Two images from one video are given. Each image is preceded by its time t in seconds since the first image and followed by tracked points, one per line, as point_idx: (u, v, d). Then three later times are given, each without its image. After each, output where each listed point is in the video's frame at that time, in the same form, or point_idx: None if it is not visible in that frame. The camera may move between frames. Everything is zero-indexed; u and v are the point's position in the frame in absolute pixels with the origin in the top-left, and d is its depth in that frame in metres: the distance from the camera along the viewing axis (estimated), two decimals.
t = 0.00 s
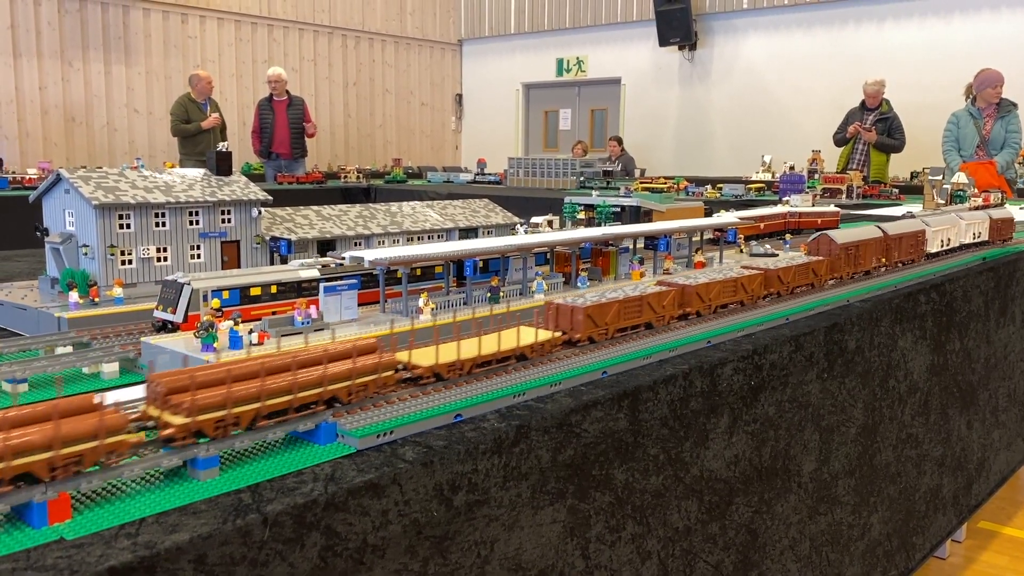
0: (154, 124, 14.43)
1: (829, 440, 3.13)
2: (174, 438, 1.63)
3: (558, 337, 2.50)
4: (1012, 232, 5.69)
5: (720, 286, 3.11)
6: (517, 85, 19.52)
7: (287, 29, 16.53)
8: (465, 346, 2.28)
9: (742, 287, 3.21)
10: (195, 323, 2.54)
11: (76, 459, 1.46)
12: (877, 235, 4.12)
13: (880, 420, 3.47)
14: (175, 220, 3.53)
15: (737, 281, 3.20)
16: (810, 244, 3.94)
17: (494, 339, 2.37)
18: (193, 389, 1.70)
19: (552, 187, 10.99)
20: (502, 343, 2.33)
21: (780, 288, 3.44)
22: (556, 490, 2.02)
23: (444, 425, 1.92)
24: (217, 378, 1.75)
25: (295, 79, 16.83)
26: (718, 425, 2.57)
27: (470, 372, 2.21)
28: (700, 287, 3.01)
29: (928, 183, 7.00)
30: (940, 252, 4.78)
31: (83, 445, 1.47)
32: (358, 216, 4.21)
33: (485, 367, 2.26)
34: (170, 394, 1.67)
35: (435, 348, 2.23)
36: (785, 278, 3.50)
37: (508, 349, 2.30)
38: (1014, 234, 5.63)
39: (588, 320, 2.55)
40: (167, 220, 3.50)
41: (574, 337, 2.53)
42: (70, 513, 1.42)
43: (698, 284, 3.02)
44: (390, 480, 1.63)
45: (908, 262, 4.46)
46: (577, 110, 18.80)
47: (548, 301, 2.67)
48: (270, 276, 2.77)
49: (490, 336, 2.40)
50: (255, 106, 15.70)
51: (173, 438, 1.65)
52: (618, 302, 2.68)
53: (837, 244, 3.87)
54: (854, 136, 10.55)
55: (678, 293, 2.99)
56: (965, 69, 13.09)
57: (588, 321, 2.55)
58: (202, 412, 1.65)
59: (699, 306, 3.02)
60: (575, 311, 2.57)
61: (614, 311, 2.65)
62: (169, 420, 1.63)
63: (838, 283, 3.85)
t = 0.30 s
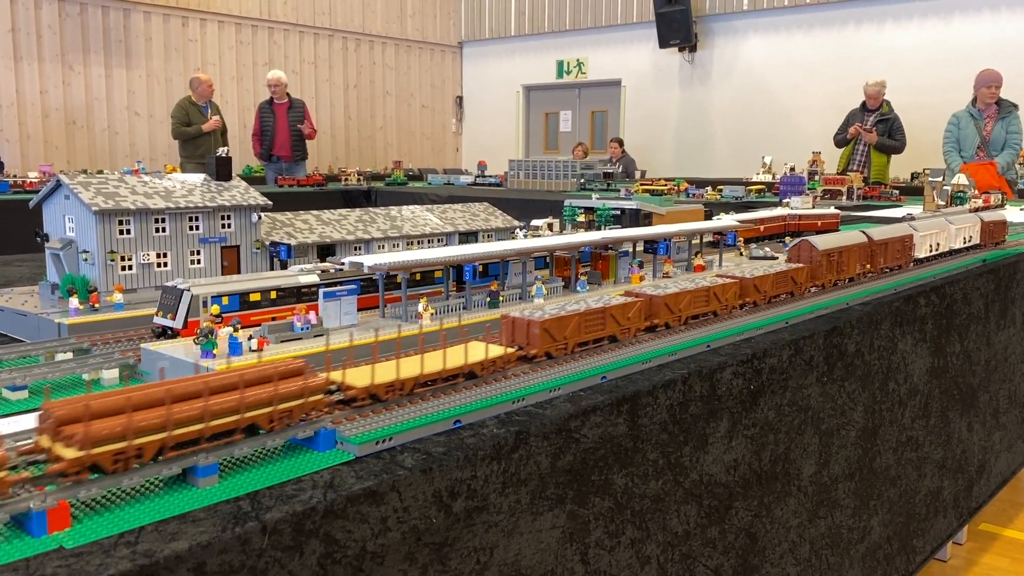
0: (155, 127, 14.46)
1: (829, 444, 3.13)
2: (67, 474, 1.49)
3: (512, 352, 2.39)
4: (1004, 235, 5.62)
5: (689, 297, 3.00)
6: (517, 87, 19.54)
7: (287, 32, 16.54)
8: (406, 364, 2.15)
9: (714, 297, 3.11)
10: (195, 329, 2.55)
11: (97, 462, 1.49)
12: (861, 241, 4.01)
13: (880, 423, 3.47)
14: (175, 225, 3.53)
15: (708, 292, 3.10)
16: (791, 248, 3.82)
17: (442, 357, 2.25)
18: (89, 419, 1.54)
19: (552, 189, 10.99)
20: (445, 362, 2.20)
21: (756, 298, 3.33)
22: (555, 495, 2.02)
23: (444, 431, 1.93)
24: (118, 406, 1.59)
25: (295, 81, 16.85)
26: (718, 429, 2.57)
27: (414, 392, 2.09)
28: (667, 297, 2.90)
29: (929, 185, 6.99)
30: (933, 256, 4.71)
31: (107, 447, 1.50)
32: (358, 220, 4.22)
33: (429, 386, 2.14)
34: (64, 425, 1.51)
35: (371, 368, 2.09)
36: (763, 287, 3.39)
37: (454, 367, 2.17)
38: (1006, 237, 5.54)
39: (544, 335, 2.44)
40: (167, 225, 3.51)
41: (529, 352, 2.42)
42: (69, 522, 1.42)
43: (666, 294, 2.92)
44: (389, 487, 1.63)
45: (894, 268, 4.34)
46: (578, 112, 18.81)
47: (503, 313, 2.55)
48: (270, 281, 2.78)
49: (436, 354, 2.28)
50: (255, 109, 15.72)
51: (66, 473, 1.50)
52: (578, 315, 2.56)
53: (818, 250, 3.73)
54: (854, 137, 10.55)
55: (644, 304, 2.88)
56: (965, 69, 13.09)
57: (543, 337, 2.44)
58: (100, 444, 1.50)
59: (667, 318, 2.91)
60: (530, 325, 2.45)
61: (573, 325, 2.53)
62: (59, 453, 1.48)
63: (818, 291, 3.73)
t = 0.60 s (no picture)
0: (155, 130, 14.47)
1: (829, 443, 3.13)
2: None
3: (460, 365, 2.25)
4: (998, 236, 5.55)
5: (657, 304, 2.87)
6: (517, 89, 19.54)
7: (287, 34, 16.56)
8: (335, 380, 1.99)
9: (685, 303, 3.00)
10: (194, 330, 2.55)
11: (25, 481, 1.41)
12: (844, 244, 3.89)
13: (880, 423, 3.47)
14: (174, 227, 3.54)
15: (678, 298, 2.98)
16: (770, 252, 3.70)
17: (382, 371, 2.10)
18: None
19: (552, 190, 10.99)
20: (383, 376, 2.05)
21: (730, 304, 3.20)
22: (554, 496, 2.02)
23: (443, 431, 1.93)
24: None
25: (296, 83, 16.88)
26: (717, 429, 2.57)
27: (371, 403, 2.00)
28: (632, 305, 2.78)
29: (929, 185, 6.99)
30: (933, 256, 4.70)
31: (124, 443, 1.55)
32: (358, 222, 4.22)
33: (363, 404, 1.98)
34: None
35: (318, 380, 1.97)
36: (739, 293, 3.27)
37: (391, 382, 2.02)
38: (999, 238, 5.46)
39: (495, 346, 2.30)
40: (167, 227, 3.52)
41: (480, 364, 2.29)
42: (69, 522, 1.43)
43: (631, 302, 2.79)
44: (388, 488, 1.63)
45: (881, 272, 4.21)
46: (578, 113, 18.82)
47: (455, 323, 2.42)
48: (269, 283, 2.78)
49: (374, 367, 2.13)
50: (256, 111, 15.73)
51: None
52: (534, 324, 2.43)
53: (797, 254, 3.61)
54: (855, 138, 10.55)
55: (608, 312, 2.75)
56: (966, 70, 13.09)
57: (495, 348, 2.30)
58: None
59: (632, 326, 2.78)
60: (480, 335, 2.33)
61: (529, 335, 2.40)
62: None
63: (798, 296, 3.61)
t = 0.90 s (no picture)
0: (156, 132, 14.49)
1: (827, 445, 3.13)
2: None
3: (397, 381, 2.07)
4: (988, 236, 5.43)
5: (619, 313, 2.72)
6: (517, 90, 19.55)
7: (287, 36, 16.57)
8: (245, 403, 1.79)
9: (648, 312, 2.85)
10: (192, 333, 2.55)
11: None
12: (823, 249, 3.74)
13: (879, 424, 3.47)
14: (173, 229, 3.54)
15: (642, 307, 2.83)
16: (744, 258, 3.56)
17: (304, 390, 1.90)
18: None
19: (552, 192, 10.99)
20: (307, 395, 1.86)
21: (699, 312, 3.08)
22: (552, 497, 2.02)
23: (438, 434, 1.92)
24: None
25: (296, 85, 16.89)
26: (715, 431, 2.57)
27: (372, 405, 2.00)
28: (590, 314, 2.62)
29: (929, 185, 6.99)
30: (933, 257, 4.68)
31: None
32: (357, 224, 4.22)
33: (282, 425, 1.78)
34: None
35: (299, 387, 1.91)
36: (708, 301, 3.12)
37: (314, 402, 1.82)
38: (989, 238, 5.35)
39: (435, 361, 2.14)
40: (165, 229, 3.52)
41: (419, 380, 2.12)
42: (64, 525, 1.43)
43: (590, 311, 2.64)
44: (384, 489, 1.63)
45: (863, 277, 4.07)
46: (578, 114, 18.83)
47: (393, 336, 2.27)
48: (267, 285, 2.78)
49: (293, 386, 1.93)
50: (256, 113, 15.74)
51: None
52: (480, 337, 2.28)
53: (773, 259, 3.46)
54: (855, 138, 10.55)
55: (565, 322, 2.60)
56: (966, 70, 13.09)
57: (435, 363, 2.13)
58: None
59: (590, 337, 2.63)
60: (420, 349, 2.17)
61: (473, 349, 2.24)
62: None
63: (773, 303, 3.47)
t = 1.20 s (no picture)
0: (156, 133, 14.50)
1: (827, 446, 3.13)
2: None
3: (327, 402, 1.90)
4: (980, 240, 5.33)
5: (577, 324, 2.57)
6: (517, 91, 19.56)
7: (287, 38, 16.58)
8: (147, 428, 1.62)
9: (610, 322, 2.70)
10: (190, 335, 2.55)
11: None
12: (800, 254, 3.60)
13: (879, 425, 3.47)
14: (172, 231, 3.54)
15: (603, 316, 2.68)
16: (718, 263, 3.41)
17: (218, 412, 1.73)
18: None
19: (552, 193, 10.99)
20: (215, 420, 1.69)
21: (666, 322, 2.93)
22: (550, 499, 2.02)
23: (437, 436, 1.93)
24: None
25: (297, 87, 16.91)
26: (714, 433, 2.57)
27: (371, 406, 2.02)
28: (545, 326, 2.47)
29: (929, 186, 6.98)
30: (931, 259, 4.67)
31: None
32: (356, 226, 4.21)
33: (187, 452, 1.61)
34: None
35: (208, 410, 1.73)
36: (676, 309, 2.97)
37: (225, 427, 1.66)
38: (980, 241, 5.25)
39: (368, 379, 2.00)
40: (164, 231, 3.52)
41: (351, 400, 1.98)
42: (63, 528, 1.43)
43: (545, 322, 2.49)
44: (383, 492, 1.64)
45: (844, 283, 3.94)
46: (578, 115, 18.84)
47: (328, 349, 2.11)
48: (266, 287, 2.79)
49: (198, 409, 1.74)
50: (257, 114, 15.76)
51: None
52: (421, 350, 2.13)
53: (747, 266, 3.32)
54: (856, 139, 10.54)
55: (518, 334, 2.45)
56: (965, 71, 13.10)
57: (368, 380, 1.99)
58: None
59: (546, 349, 2.48)
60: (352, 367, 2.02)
61: (413, 364, 2.09)
62: None
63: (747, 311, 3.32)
